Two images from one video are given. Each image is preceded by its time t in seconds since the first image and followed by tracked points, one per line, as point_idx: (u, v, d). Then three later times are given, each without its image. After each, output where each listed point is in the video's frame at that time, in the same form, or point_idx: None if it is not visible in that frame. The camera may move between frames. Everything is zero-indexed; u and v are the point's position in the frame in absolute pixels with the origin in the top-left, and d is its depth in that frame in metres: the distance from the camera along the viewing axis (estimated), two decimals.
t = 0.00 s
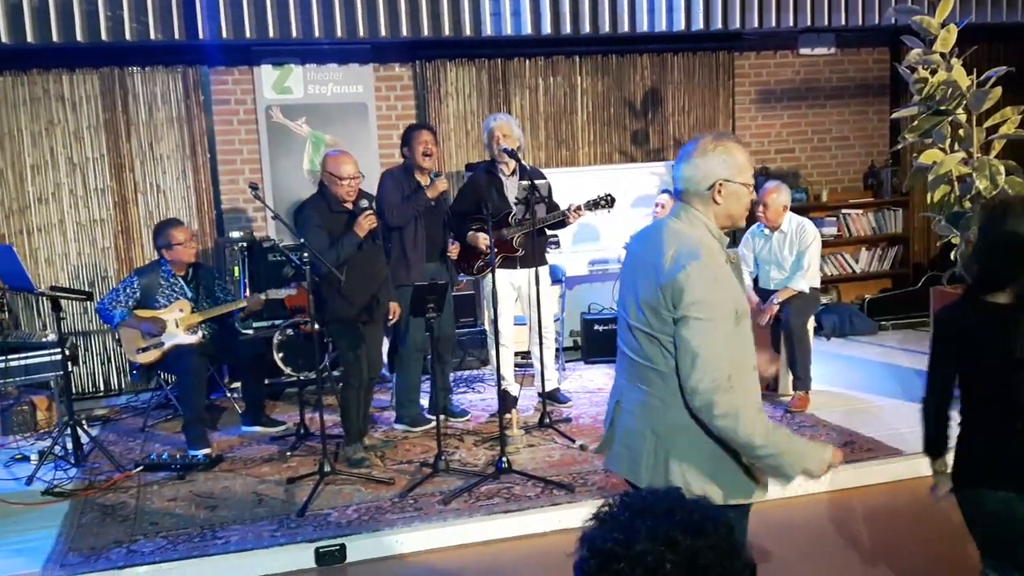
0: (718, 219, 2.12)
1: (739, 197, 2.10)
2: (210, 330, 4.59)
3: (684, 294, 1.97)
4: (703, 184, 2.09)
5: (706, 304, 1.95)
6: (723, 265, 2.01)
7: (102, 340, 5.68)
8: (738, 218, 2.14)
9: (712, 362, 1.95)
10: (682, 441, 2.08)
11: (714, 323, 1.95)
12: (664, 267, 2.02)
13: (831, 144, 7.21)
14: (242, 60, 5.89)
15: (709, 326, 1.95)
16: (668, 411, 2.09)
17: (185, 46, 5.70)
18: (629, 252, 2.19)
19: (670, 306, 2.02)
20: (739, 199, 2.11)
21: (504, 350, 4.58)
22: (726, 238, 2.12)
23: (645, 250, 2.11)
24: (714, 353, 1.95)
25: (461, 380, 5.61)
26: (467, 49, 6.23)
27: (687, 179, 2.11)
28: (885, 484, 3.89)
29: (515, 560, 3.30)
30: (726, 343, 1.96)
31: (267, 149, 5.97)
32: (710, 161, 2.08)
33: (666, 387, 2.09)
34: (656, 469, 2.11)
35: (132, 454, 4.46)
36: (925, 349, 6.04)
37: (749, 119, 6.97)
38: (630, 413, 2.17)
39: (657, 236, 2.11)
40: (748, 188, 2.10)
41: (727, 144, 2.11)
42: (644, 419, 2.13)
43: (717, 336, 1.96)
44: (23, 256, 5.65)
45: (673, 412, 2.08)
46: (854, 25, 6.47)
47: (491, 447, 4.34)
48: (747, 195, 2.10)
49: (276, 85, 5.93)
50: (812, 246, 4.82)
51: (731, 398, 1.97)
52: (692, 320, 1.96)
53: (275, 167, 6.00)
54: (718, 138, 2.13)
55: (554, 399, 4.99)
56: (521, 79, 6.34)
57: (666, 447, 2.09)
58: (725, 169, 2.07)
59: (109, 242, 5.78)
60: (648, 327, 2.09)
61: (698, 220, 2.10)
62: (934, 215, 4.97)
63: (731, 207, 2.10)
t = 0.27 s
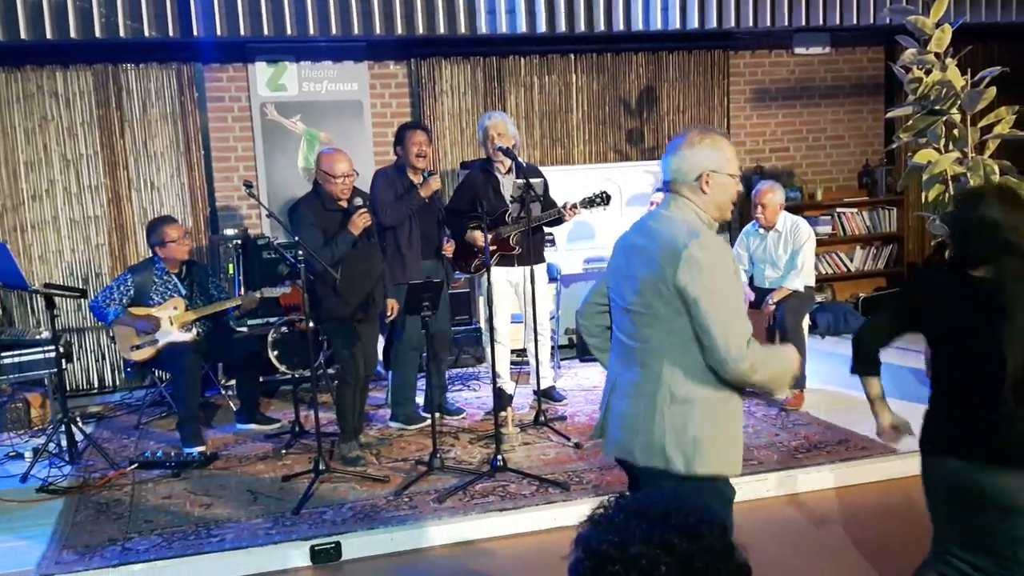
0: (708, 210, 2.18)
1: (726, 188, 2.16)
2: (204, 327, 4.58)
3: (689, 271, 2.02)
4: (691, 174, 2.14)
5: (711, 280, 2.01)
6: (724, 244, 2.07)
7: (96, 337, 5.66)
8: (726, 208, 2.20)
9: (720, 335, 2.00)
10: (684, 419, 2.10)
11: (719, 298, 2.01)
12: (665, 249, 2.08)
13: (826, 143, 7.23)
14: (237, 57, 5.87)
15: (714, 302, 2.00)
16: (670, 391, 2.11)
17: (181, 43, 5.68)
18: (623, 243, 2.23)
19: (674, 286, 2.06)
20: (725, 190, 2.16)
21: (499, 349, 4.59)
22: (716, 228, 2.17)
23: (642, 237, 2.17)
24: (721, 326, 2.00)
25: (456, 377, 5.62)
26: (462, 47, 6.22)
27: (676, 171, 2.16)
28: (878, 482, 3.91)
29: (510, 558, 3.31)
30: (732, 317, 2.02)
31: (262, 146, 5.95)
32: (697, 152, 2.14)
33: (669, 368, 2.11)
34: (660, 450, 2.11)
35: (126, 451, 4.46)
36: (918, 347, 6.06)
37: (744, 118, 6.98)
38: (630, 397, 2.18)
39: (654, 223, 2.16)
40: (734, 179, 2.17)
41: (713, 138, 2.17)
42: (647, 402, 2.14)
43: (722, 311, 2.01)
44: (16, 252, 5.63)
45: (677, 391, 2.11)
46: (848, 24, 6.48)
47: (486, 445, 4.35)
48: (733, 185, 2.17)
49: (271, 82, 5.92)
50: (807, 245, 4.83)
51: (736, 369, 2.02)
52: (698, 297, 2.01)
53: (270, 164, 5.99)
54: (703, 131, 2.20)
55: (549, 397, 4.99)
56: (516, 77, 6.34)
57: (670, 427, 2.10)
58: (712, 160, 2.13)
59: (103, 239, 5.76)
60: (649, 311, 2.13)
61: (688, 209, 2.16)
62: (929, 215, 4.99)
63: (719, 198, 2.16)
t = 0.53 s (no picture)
0: (691, 209, 2.22)
1: (707, 186, 2.19)
2: (206, 325, 4.57)
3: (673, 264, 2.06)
4: (672, 175, 2.19)
5: (695, 272, 2.05)
6: (708, 238, 2.12)
7: (97, 334, 5.66)
8: (708, 208, 2.23)
9: (706, 325, 2.05)
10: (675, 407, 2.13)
11: (704, 289, 2.05)
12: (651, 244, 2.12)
13: (828, 142, 7.22)
14: (239, 55, 5.87)
15: (699, 292, 2.05)
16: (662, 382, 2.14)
17: (183, 41, 5.68)
18: (612, 246, 2.28)
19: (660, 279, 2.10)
20: (707, 189, 2.21)
21: (500, 348, 4.58)
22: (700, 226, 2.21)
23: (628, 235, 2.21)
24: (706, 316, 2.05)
25: (458, 376, 5.62)
26: (464, 45, 6.21)
27: (657, 172, 2.21)
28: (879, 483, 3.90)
29: (511, 557, 3.31)
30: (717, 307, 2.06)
31: (263, 143, 5.94)
32: (676, 153, 2.19)
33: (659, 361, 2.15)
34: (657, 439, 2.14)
35: (128, 449, 4.46)
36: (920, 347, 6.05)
37: (747, 117, 6.97)
38: (624, 388, 2.22)
39: (640, 223, 2.20)
40: (714, 178, 2.20)
41: (692, 140, 2.22)
42: (640, 395, 2.17)
43: (707, 302, 2.05)
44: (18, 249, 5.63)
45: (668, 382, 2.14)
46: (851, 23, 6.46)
47: (487, 444, 4.34)
48: (714, 184, 2.20)
49: (273, 79, 5.91)
50: (809, 245, 4.83)
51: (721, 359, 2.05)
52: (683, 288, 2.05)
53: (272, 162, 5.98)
54: (683, 134, 2.24)
55: (551, 396, 4.99)
56: (519, 75, 6.34)
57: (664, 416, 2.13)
58: (691, 160, 2.17)
59: (105, 237, 5.76)
60: (637, 306, 2.17)
61: (672, 208, 2.20)
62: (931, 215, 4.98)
63: (701, 196, 2.19)
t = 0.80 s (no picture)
0: (681, 212, 2.25)
1: (697, 188, 2.23)
2: (207, 321, 4.55)
3: (648, 278, 2.10)
4: (661, 180, 2.22)
5: (672, 287, 2.08)
6: (689, 249, 2.13)
7: (97, 330, 5.66)
8: (699, 209, 2.27)
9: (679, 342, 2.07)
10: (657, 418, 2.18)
11: (680, 306, 2.07)
12: (633, 255, 2.16)
13: (829, 138, 7.21)
14: (239, 50, 5.85)
15: (675, 308, 2.07)
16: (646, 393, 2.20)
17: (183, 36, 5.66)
18: (604, 250, 2.31)
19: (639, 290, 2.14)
20: (697, 190, 2.23)
21: (500, 344, 4.58)
22: (690, 229, 2.23)
23: (615, 244, 2.26)
24: (679, 334, 2.07)
25: (458, 372, 5.62)
26: (464, 41, 6.19)
27: (648, 177, 2.24)
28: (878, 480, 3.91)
29: (511, 554, 3.31)
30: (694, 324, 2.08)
31: (263, 138, 5.93)
32: (665, 157, 2.21)
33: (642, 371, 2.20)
34: (642, 449, 2.20)
35: (128, 445, 4.46)
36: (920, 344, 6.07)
37: (747, 113, 6.96)
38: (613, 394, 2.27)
39: (628, 230, 2.23)
40: (703, 180, 2.23)
41: (681, 141, 2.24)
42: (626, 404, 2.23)
43: (683, 318, 2.08)
44: (18, 245, 5.62)
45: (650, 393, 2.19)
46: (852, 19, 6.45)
47: (487, 440, 4.35)
48: (704, 185, 2.23)
49: (273, 74, 5.90)
50: (810, 242, 4.82)
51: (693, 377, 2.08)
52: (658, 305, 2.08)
53: (272, 157, 5.97)
54: (672, 137, 2.27)
55: (551, 393, 4.99)
56: (519, 71, 6.32)
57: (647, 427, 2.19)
58: (679, 164, 2.20)
59: (105, 232, 5.75)
60: (623, 316, 2.22)
61: (662, 213, 2.23)
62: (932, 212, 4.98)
63: (691, 199, 2.23)
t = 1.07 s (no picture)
0: (690, 206, 2.23)
1: (707, 181, 2.21)
2: (215, 318, 4.57)
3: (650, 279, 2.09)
4: (669, 174, 2.20)
5: (673, 289, 2.06)
6: (693, 249, 2.11)
7: (105, 326, 5.68)
8: (710, 201, 2.24)
9: (676, 346, 2.06)
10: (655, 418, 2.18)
11: (680, 307, 2.06)
12: (637, 253, 2.14)
13: (838, 135, 7.18)
14: (247, 47, 5.85)
15: (674, 310, 2.06)
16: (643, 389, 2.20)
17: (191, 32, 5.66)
18: (614, 238, 2.30)
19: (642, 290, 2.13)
20: (707, 183, 2.21)
21: (507, 341, 4.58)
22: (698, 225, 2.22)
23: (621, 239, 2.24)
24: (676, 337, 2.06)
25: (464, 369, 5.62)
26: (472, 37, 6.18)
27: (656, 171, 2.22)
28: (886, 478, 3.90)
29: (518, 552, 3.31)
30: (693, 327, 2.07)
31: (270, 134, 5.93)
32: (673, 152, 2.19)
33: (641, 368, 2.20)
34: (638, 444, 2.22)
35: (135, 441, 4.47)
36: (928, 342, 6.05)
37: (755, 109, 6.93)
38: (615, 390, 2.27)
39: (634, 223, 2.21)
40: (713, 172, 2.21)
41: (689, 135, 2.22)
42: (625, 398, 2.24)
43: (681, 320, 2.07)
44: (26, 241, 5.64)
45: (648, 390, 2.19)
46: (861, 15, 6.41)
47: (494, 438, 4.35)
48: (714, 178, 2.21)
49: (280, 71, 5.90)
50: (819, 239, 4.82)
51: (686, 381, 2.07)
52: (657, 306, 2.07)
53: (279, 154, 5.97)
54: (681, 129, 2.25)
55: (558, 390, 4.98)
56: (526, 68, 6.31)
57: (643, 425, 2.20)
58: (686, 157, 2.18)
59: (113, 228, 5.77)
60: (626, 310, 2.21)
61: (671, 208, 2.21)
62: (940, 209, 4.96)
63: (701, 192, 2.21)
